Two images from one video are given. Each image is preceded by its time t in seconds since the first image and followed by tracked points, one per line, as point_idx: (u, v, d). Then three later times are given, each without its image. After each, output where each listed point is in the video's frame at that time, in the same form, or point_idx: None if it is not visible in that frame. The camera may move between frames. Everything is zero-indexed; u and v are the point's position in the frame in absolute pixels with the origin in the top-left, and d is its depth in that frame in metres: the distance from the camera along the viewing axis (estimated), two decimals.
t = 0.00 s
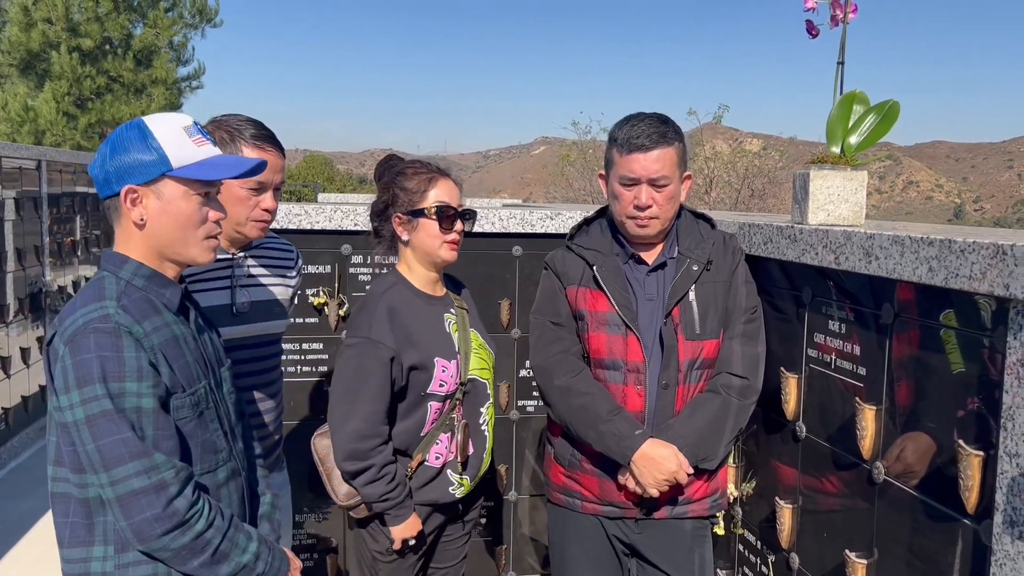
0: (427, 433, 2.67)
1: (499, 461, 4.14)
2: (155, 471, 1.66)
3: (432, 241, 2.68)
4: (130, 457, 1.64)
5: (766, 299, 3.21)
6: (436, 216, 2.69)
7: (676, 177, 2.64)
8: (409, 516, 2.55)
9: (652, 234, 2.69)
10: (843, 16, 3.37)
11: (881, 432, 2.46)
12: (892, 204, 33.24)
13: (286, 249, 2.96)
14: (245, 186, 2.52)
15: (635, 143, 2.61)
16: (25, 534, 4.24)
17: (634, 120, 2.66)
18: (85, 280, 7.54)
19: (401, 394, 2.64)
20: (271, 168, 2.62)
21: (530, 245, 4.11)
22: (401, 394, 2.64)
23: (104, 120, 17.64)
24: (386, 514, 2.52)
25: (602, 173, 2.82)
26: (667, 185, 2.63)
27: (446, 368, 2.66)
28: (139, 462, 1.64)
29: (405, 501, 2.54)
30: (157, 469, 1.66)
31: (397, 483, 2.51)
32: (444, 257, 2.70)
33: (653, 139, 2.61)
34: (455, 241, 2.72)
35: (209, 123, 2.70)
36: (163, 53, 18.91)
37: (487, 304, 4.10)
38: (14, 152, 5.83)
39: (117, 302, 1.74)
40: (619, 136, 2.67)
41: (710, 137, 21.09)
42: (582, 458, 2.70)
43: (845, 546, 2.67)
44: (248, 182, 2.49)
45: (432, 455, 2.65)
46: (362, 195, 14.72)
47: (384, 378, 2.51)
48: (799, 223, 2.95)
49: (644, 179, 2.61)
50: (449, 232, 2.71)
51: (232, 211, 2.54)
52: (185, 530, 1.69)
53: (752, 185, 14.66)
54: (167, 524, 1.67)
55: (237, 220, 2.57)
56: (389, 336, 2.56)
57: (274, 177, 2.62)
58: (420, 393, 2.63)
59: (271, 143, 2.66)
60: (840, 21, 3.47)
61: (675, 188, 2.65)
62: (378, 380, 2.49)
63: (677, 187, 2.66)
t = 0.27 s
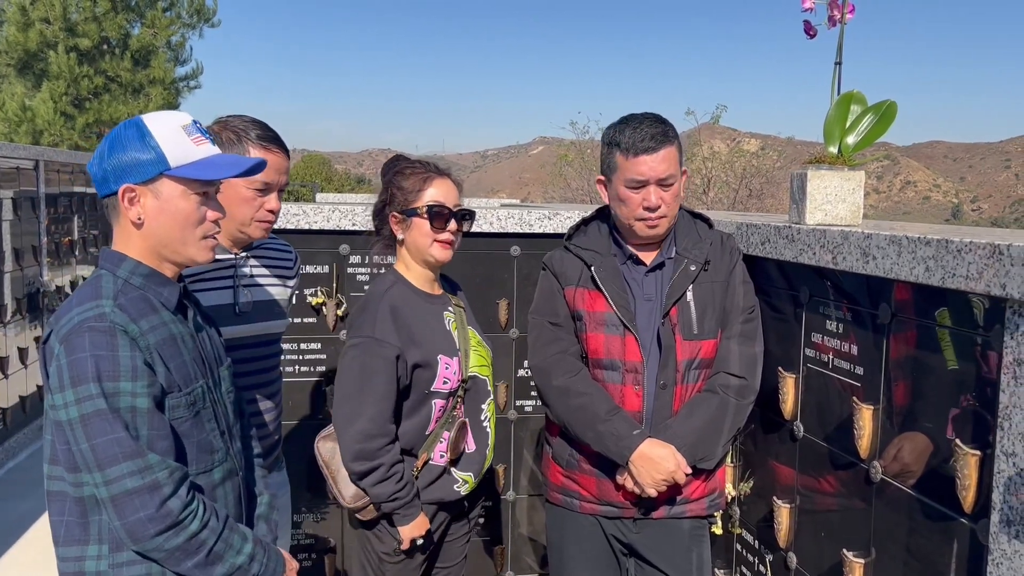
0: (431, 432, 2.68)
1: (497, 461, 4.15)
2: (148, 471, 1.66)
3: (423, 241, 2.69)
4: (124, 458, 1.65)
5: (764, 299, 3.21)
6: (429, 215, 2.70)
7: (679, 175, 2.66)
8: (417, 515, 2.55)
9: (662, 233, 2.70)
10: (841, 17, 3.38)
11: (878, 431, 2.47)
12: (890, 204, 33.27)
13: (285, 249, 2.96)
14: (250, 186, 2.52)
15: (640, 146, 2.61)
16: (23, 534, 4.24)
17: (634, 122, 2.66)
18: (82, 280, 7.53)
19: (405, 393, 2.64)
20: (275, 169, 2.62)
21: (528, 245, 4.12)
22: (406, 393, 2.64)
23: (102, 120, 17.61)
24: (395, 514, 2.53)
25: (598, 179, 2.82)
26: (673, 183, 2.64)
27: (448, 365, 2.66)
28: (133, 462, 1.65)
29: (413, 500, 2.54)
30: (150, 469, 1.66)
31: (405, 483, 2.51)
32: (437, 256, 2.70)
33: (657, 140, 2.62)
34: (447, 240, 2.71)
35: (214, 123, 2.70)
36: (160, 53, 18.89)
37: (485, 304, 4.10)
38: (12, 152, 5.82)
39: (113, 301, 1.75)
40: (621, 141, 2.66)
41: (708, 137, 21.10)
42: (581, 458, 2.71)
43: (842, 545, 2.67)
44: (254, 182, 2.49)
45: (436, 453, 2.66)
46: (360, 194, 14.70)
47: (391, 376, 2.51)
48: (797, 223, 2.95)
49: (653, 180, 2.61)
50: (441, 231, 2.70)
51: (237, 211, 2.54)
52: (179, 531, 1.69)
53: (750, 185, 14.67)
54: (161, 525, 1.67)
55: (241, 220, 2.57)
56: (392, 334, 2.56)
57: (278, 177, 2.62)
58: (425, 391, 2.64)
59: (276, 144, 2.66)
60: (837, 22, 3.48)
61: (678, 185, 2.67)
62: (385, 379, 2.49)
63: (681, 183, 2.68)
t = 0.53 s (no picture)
0: (426, 432, 2.68)
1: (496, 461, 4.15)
2: (136, 475, 1.66)
3: (429, 243, 2.68)
4: (112, 461, 1.65)
5: (761, 298, 3.22)
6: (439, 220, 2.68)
7: (677, 174, 2.66)
8: (411, 513, 2.56)
9: (660, 233, 2.70)
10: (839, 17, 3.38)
11: (876, 430, 2.47)
12: (888, 204, 33.30)
13: (283, 250, 2.97)
14: (257, 189, 2.56)
15: (638, 145, 2.62)
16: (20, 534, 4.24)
17: (635, 121, 2.66)
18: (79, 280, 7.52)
19: (398, 392, 2.65)
20: (282, 173, 2.64)
21: (527, 245, 4.12)
22: (398, 393, 2.65)
23: (100, 120, 17.59)
24: (389, 512, 2.54)
25: (598, 177, 2.82)
26: (671, 183, 2.64)
27: (442, 364, 2.66)
28: (121, 466, 1.65)
29: (407, 498, 2.54)
30: (139, 473, 1.66)
31: (397, 480, 2.52)
32: (438, 262, 2.70)
33: (654, 140, 2.62)
34: (452, 248, 2.70)
35: (221, 124, 2.69)
36: (159, 52, 18.87)
37: (484, 304, 4.11)
38: (9, 151, 5.81)
39: (106, 303, 1.74)
40: (619, 139, 2.66)
41: (706, 136, 21.12)
42: (579, 457, 2.71)
43: (840, 545, 2.68)
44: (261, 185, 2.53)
45: (433, 453, 2.65)
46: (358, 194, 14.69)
47: (382, 375, 2.51)
48: (794, 223, 2.95)
49: (650, 180, 2.62)
50: (449, 237, 2.69)
51: (243, 213, 2.56)
52: (165, 536, 1.69)
53: (748, 185, 14.68)
54: (147, 530, 1.67)
55: (246, 222, 2.58)
56: (386, 333, 2.56)
57: (285, 182, 2.65)
58: (417, 391, 2.64)
59: (284, 148, 2.66)
60: (835, 22, 3.48)
61: (677, 185, 2.68)
62: (375, 379, 2.49)
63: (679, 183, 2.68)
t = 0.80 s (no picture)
0: (415, 434, 2.68)
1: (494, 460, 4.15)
2: (116, 483, 1.65)
3: (443, 246, 2.67)
4: (95, 466, 1.63)
5: (760, 298, 3.22)
6: (453, 222, 2.67)
7: (671, 175, 2.65)
8: (394, 511, 2.57)
9: (648, 233, 2.69)
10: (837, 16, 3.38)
11: (874, 430, 2.47)
12: (887, 204, 33.33)
13: (288, 254, 2.97)
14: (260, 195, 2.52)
15: (632, 143, 2.62)
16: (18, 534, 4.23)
17: (631, 120, 2.67)
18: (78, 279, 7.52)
19: (390, 393, 2.65)
20: (284, 179, 2.65)
21: (525, 245, 4.12)
22: (391, 393, 2.66)
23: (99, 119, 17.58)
24: (371, 509, 2.55)
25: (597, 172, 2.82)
26: (663, 183, 2.64)
27: (435, 369, 2.65)
28: (103, 472, 1.64)
29: (390, 496, 2.55)
30: (118, 481, 1.66)
31: (382, 477, 2.53)
32: (452, 263, 2.70)
33: (649, 139, 2.62)
34: (467, 248, 2.71)
35: (225, 126, 2.71)
36: (157, 52, 18.86)
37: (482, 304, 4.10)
38: (8, 151, 5.80)
39: (108, 306, 1.73)
40: (616, 136, 2.67)
41: (705, 136, 21.13)
42: (577, 457, 2.71)
43: (838, 545, 2.68)
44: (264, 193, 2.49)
45: (422, 456, 2.66)
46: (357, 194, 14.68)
47: (373, 373, 2.52)
48: (793, 223, 2.95)
49: (641, 177, 2.62)
50: (463, 240, 2.69)
51: (244, 218, 2.53)
52: (133, 547, 1.68)
53: (747, 184, 14.69)
54: (116, 538, 1.66)
55: (247, 227, 2.55)
56: (381, 330, 2.57)
57: (287, 188, 2.66)
58: (409, 392, 2.65)
59: (287, 154, 2.67)
60: (834, 22, 3.48)
61: (670, 187, 2.67)
62: (367, 376, 2.50)
63: (673, 186, 2.67)
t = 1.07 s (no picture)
0: (401, 437, 2.69)
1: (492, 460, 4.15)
2: (92, 496, 1.64)
3: (458, 264, 2.61)
4: (74, 478, 1.62)
5: (758, 297, 3.22)
6: (471, 246, 2.59)
7: (671, 174, 2.65)
8: (375, 507, 2.61)
9: (647, 233, 2.68)
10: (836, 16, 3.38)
11: (873, 430, 2.47)
12: (885, 203, 33.35)
13: (287, 254, 2.93)
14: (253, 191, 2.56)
15: (632, 141, 2.62)
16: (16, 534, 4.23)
17: (631, 118, 2.67)
18: (76, 278, 7.51)
19: (381, 393, 2.66)
20: (275, 175, 2.65)
21: (524, 245, 4.12)
22: (382, 393, 2.67)
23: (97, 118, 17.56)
24: (353, 503, 2.60)
25: (594, 172, 2.81)
26: (662, 182, 2.63)
27: (424, 376, 2.66)
28: (82, 484, 1.63)
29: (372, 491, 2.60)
30: (94, 495, 1.65)
31: (364, 472, 2.58)
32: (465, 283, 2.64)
33: (648, 137, 2.62)
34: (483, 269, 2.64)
35: (218, 123, 2.71)
36: (155, 51, 18.84)
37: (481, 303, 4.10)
38: (5, 150, 5.79)
39: (111, 318, 1.73)
40: (616, 134, 2.67)
41: (704, 135, 21.13)
42: (575, 457, 2.70)
43: (836, 544, 2.68)
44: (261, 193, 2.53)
45: (409, 459, 2.66)
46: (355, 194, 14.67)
47: (363, 373, 2.54)
48: (791, 223, 2.95)
49: (640, 177, 2.62)
50: (479, 260, 2.61)
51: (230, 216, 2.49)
52: (98, 561, 1.67)
53: (746, 184, 14.69)
54: (84, 550, 1.65)
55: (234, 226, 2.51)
56: (374, 332, 2.58)
57: (278, 185, 2.66)
58: (398, 395, 2.66)
59: (279, 150, 2.67)
60: (833, 21, 3.48)
61: (669, 185, 2.66)
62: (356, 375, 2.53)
63: (672, 185, 2.67)
